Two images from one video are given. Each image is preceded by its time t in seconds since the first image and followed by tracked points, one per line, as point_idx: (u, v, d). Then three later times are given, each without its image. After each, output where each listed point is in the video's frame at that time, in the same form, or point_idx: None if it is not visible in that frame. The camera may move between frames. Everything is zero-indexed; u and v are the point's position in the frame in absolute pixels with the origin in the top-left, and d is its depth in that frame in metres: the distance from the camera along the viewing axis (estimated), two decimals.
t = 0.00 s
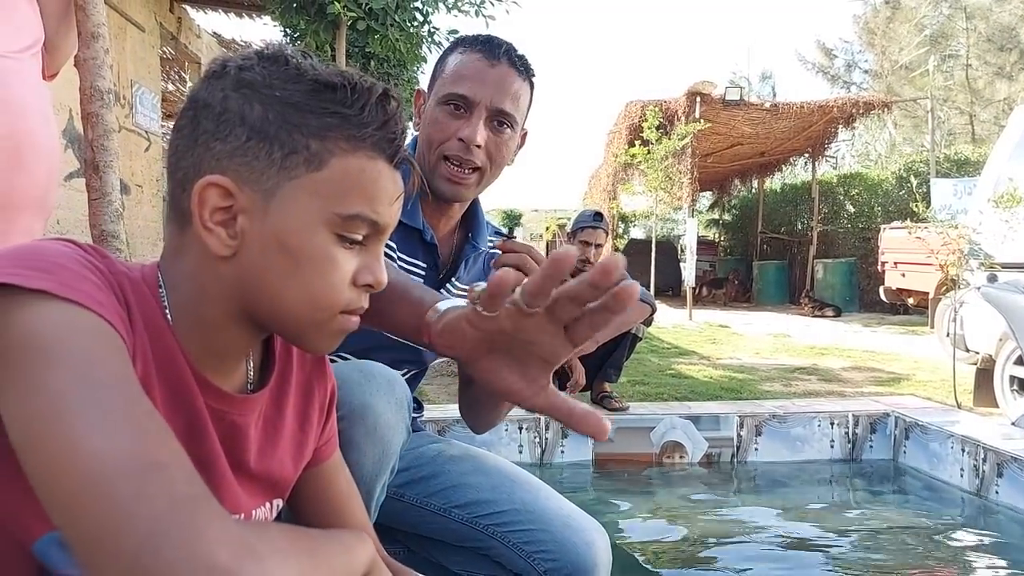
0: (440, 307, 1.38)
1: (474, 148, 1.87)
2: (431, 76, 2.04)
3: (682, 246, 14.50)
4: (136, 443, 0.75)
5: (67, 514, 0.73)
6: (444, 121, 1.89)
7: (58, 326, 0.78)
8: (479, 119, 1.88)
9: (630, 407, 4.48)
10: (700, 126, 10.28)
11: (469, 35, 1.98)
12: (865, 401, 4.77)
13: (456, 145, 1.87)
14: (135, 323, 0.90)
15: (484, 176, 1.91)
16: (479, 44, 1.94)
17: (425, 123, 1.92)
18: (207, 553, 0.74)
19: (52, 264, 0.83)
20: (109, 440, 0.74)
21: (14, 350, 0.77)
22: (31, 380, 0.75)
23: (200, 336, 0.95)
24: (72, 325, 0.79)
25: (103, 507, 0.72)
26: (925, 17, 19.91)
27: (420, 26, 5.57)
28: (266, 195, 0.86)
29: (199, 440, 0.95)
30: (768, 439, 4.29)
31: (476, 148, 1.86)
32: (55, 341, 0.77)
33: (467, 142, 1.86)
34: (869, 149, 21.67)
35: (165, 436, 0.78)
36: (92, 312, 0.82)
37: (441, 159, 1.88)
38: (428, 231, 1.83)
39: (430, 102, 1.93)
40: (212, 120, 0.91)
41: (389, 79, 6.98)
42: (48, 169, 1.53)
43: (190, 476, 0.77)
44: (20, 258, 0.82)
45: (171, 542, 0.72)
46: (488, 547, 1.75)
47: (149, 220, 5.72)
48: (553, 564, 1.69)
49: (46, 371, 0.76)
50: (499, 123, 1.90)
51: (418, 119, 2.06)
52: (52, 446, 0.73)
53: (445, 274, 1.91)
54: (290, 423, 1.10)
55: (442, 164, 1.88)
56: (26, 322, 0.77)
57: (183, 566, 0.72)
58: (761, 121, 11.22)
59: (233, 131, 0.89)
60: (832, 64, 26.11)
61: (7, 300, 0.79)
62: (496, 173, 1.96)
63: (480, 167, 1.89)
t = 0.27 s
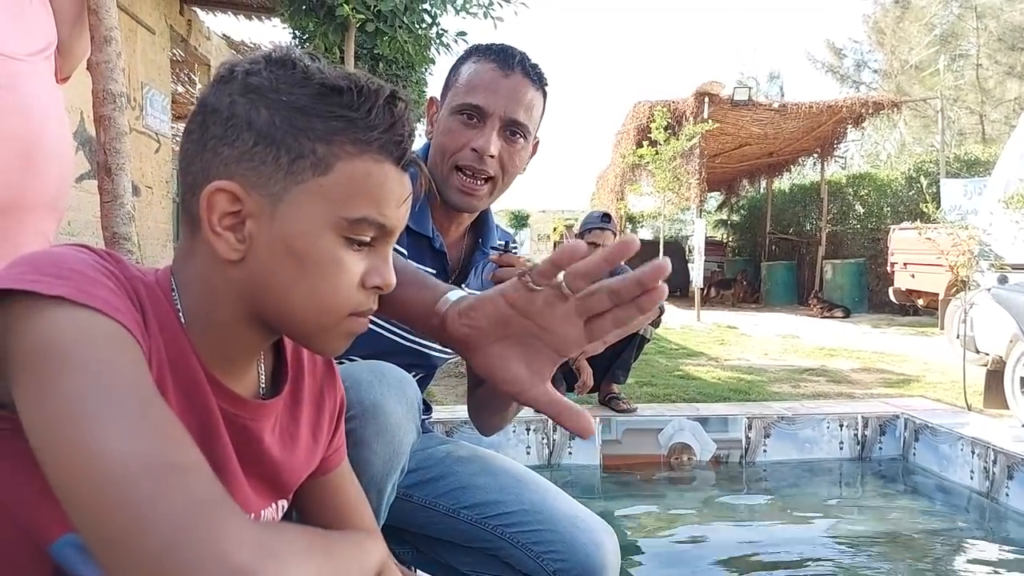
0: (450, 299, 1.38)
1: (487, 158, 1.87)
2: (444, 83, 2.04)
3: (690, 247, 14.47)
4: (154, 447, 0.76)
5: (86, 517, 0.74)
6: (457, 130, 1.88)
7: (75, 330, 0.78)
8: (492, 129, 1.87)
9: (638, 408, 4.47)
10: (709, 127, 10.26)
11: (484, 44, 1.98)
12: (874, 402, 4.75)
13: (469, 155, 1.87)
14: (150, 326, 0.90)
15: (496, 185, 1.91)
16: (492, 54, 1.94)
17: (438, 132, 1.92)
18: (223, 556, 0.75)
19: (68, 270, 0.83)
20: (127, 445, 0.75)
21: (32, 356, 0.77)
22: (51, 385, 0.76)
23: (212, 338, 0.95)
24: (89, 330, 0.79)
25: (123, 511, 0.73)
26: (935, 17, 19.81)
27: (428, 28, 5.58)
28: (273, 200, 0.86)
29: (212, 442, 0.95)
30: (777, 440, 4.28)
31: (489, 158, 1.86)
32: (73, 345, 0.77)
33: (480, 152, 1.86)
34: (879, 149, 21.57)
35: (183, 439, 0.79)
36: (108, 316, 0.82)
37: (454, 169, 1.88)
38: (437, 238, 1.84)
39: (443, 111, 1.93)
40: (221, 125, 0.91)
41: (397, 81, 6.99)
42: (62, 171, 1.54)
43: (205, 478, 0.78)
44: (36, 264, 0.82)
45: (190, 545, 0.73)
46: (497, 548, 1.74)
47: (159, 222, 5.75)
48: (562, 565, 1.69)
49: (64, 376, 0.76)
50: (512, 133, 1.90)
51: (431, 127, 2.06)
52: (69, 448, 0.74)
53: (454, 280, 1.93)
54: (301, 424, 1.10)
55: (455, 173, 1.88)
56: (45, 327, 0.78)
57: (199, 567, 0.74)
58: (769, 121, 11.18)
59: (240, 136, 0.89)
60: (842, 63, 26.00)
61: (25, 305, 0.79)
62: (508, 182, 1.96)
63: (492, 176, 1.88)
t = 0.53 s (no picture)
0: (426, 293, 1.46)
1: (490, 182, 1.86)
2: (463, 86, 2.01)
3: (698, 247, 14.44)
4: (164, 450, 0.76)
5: (100, 519, 0.74)
6: (466, 149, 1.87)
7: (84, 335, 0.78)
8: (499, 153, 1.86)
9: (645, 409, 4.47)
10: (716, 126, 10.23)
11: (504, 56, 1.92)
12: (883, 403, 4.72)
13: (473, 177, 1.86)
14: (160, 331, 0.90)
15: (499, 205, 1.91)
16: (509, 73, 1.89)
17: (449, 147, 1.91)
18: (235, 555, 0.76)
19: (78, 275, 0.83)
20: (138, 447, 0.75)
21: (42, 361, 0.77)
22: (61, 391, 0.76)
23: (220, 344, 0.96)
24: (99, 335, 0.79)
25: (136, 512, 0.73)
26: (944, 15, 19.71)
27: (435, 29, 5.58)
28: (275, 209, 0.86)
29: (219, 445, 0.96)
30: (784, 442, 4.27)
31: (493, 182, 1.85)
32: (82, 350, 0.78)
33: (485, 177, 1.85)
34: (888, 148, 21.48)
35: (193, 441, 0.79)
36: (118, 321, 0.82)
37: (459, 186, 1.88)
38: (447, 242, 1.84)
39: (455, 124, 1.92)
40: (222, 135, 0.91)
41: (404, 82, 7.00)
42: (72, 174, 1.54)
43: (215, 480, 0.78)
44: (47, 270, 0.82)
45: (203, 544, 0.74)
46: (501, 556, 1.75)
47: (168, 223, 5.77)
48: None
49: (74, 382, 0.76)
50: (519, 158, 1.87)
51: (448, 130, 2.05)
52: (81, 451, 0.74)
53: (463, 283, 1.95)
54: (308, 427, 1.11)
55: (459, 191, 1.88)
56: (54, 332, 0.78)
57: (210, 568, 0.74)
58: (776, 121, 11.15)
59: (241, 146, 0.89)
60: (849, 61, 25.87)
61: (35, 311, 0.79)
62: (513, 199, 1.95)
63: (495, 199, 1.88)
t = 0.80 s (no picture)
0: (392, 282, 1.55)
1: (502, 181, 1.86)
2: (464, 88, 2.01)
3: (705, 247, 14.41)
4: (171, 453, 0.76)
5: (106, 521, 0.74)
6: (475, 151, 1.87)
7: (95, 338, 0.79)
8: (508, 152, 1.86)
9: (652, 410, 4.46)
10: (723, 126, 10.21)
11: (504, 53, 1.92)
12: (891, 405, 4.70)
13: (485, 177, 1.86)
14: (170, 335, 0.91)
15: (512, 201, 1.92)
16: (510, 70, 1.89)
17: (457, 150, 1.91)
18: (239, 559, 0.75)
19: (89, 279, 0.84)
20: (146, 448, 0.75)
21: (54, 363, 0.78)
22: (72, 393, 0.77)
23: (229, 346, 0.96)
24: (109, 338, 0.80)
25: (141, 513, 0.73)
26: (953, 14, 19.62)
27: (442, 30, 5.59)
28: (285, 215, 0.87)
29: (229, 447, 0.96)
30: (792, 443, 4.25)
31: (504, 182, 1.85)
32: (97, 354, 0.78)
33: (496, 177, 1.85)
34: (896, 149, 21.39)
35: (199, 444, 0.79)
36: (128, 324, 0.83)
37: (471, 187, 1.89)
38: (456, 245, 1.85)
39: (461, 126, 1.92)
40: (233, 141, 0.92)
41: (411, 83, 7.02)
42: (84, 176, 1.55)
43: (219, 484, 0.78)
44: (59, 273, 0.83)
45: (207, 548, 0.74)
46: (503, 560, 1.74)
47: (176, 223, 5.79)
48: None
49: (85, 384, 0.77)
50: (529, 154, 1.87)
51: (452, 131, 2.05)
52: (93, 455, 0.75)
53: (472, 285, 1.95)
54: (315, 429, 1.11)
55: (472, 192, 1.89)
56: (66, 335, 0.79)
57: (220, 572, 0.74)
58: (784, 121, 11.13)
59: (251, 152, 0.90)
60: (857, 61, 25.81)
61: (48, 313, 0.80)
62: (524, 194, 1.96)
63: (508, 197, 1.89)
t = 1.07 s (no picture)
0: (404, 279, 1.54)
1: (509, 168, 1.85)
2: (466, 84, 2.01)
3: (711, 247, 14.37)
4: (173, 454, 0.76)
5: (109, 523, 0.74)
6: (481, 140, 1.86)
7: (99, 339, 0.79)
8: (514, 138, 1.85)
9: (659, 410, 4.45)
10: (730, 126, 10.18)
11: (504, 44, 1.93)
12: (899, 405, 4.68)
13: (492, 166, 1.85)
14: (176, 335, 0.91)
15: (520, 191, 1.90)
16: (512, 58, 1.89)
17: (462, 141, 1.90)
18: (239, 561, 0.74)
19: (94, 280, 0.83)
20: (149, 450, 0.75)
21: (59, 363, 0.78)
22: (76, 394, 0.76)
23: (235, 346, 0.96)
24: (114, 339, 0.80)
25: (143, 515, 0.73)
26: (962, 13, 19.52)
27: (449, 31, 5.59)
28: (290, 214, 0.86)
29: (235, 447, 0.96)
30: (799, 444, 4.23)
31: (512, 168, 1.84)
32: (102, 355, 0.78)
33: (503, 163, 1.84)
34: (903, 149, 21.30)
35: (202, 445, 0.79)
36: (133, 324, 0.82)
37: (478, 178, 1.87)
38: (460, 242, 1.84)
39: (465, 118, 1.91)
40: (238, 141, 0.91)
41: (417, 83, 7.02)
42: (94, 177, 1.56)
43: (220, 485, 0.78)
44: (66, 274, 0.83)
45: (208, 550, 0.73)
46: (509, 564, 1.74)
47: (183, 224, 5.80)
48: None
49: (89, 385, 0.76)
50: (535, 140, 1.87)
51: (455, 129, 2.04)
52: (98, 455, 0.74)
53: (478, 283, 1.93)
54: (323, 429, 1.11)
55: (478, 183, 1.87)
56: (70, 335, 0.78)
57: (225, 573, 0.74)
58: (790, 120, 11.08)
59: (257, 153, 0.89)
60: (865, 61, 25.75)
61: (53, 313, 0.80)
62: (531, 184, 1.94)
63: (516, 185, 1.87)
